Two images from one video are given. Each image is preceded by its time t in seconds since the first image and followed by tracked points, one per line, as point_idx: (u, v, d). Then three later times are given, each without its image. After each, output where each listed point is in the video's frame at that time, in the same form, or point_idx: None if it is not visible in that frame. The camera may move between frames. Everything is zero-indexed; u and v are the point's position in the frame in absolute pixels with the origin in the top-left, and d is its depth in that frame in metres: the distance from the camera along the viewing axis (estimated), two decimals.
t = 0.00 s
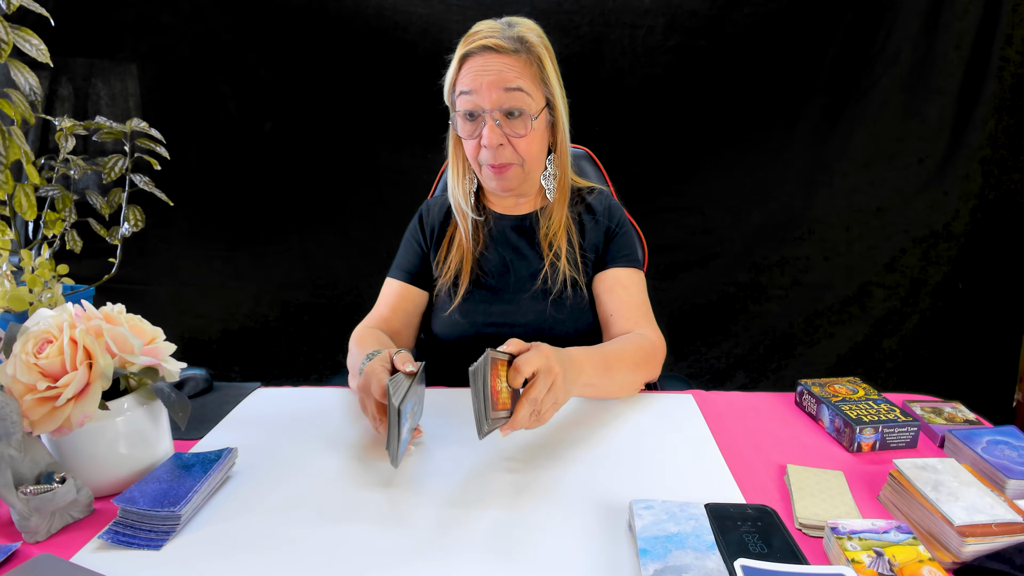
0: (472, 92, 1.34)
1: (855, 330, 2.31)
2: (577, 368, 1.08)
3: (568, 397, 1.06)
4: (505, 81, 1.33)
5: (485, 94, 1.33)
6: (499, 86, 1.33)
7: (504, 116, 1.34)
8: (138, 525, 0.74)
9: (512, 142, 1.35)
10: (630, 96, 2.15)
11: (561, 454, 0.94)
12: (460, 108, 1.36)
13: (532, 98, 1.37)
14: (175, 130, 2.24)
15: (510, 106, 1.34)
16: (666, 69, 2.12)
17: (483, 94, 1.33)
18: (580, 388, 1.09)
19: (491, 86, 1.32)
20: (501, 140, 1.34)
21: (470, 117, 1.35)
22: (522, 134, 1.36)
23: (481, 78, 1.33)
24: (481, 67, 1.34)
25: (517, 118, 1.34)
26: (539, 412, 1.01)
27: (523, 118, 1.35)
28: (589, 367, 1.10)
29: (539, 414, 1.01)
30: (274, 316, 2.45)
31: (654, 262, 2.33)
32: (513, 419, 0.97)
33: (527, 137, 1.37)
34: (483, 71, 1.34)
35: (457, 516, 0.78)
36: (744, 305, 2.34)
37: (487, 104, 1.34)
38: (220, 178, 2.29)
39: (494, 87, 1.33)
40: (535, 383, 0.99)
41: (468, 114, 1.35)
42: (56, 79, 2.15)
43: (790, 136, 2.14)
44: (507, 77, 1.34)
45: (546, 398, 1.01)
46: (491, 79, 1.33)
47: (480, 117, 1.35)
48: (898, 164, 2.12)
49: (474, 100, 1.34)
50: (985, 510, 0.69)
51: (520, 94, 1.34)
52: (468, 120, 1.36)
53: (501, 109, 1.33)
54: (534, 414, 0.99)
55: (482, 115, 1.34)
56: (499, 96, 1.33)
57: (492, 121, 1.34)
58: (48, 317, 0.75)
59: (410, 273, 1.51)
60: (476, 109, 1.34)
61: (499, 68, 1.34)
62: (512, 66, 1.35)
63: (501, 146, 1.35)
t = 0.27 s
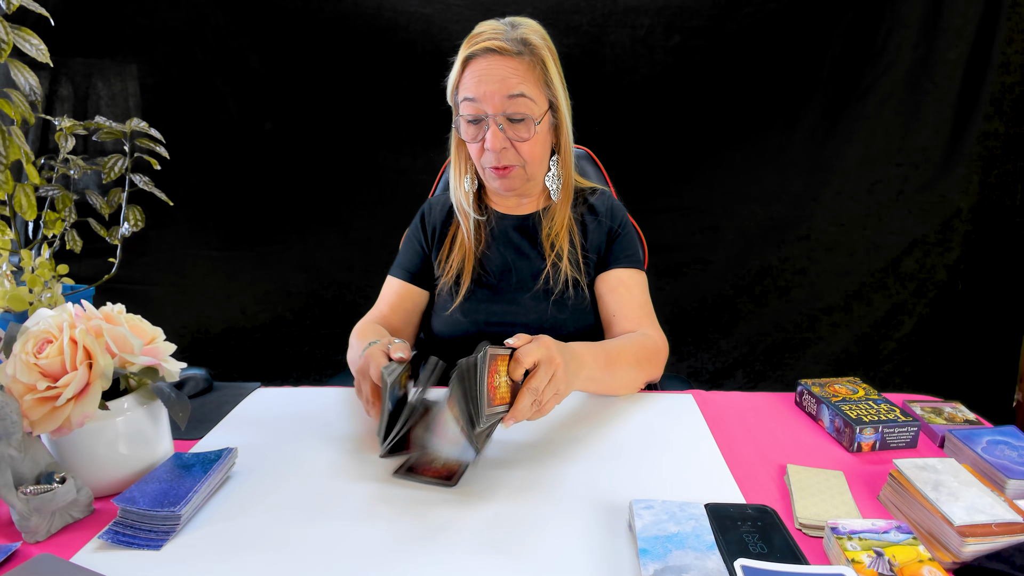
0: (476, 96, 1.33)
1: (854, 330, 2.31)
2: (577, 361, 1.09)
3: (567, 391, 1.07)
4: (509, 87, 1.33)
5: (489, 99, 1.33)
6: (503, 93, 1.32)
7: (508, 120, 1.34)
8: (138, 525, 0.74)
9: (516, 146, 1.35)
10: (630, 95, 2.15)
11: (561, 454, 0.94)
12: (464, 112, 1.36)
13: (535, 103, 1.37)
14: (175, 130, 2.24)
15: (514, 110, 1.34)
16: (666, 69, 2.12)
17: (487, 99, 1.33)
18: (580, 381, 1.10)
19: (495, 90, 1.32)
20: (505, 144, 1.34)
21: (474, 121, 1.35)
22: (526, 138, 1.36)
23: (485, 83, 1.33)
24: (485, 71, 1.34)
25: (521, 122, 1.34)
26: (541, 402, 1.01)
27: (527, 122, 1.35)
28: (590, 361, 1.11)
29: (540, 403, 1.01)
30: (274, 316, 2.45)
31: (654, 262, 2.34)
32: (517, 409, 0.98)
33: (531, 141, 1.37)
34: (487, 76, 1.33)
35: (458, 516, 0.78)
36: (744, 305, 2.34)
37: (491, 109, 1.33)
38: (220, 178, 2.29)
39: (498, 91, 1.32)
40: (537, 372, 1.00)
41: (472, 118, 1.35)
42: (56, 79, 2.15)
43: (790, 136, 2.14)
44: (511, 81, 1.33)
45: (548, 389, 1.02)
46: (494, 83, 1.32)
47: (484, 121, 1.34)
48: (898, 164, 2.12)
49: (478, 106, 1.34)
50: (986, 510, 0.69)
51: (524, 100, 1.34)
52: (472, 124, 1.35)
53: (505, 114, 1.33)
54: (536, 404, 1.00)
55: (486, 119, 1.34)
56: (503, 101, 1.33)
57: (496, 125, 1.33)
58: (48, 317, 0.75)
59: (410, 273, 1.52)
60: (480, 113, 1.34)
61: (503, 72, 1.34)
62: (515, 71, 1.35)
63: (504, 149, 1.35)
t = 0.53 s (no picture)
0: (478, 95, 1.33)
1: (855, 330, 2.31)
2: (570, 359, 1.09)
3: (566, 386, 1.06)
4: (511, 86, 1.33)
5: (491, 97, 1.33)
6: (505, 91, 1.33)
7: (510, 119, 1.34)
8: (138, 525, 0.74)
9: (517, 145, 1.35)
10: (629, 95, 2.15)
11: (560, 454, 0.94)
12: (466, 111, 1.36)
13: (537, 102, 1.37)
14: (175, 130, 2.24)
15: (516, 109, 1.34)
16: (666, 69, 2.12)
17: (489, 98, 1.33)
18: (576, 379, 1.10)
19: (497, 89, 1.32)
20: (507, 143, 1.34)
21: (475, 121, 1.35)
22: (527, 137, 1.36)
23: (487, 82, 1.33)
24: (486, 70, 1.34)
25: (523, 121, 1.34)
26: (542, 402, 1.00)
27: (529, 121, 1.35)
28: (584, 357, 1.12)
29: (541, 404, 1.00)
30: (274, 316, 2.45)
31: (654, 262, 2.34)
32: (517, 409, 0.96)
33: (533, 140, 1.37)
34: (488, 75, 1.33)
35: (458, 517, 0.78)
36: (744, 305, 2.34)
37: (492, 108, 1.33)
38: (220, 179, 2.29)
39: (499, 91, 1.33)
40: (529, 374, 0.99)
41: (474, 117, 1.35)
42: (56, 79, 2.15)
43: (790, 136, 2.14)
44: (513, 80, 1.34)
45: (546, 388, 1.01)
46: (496, 82, 1.33)
47: (486, 121, 1.34)
48: (898, 164, 2.12)
49: (480, 105, 1.34)
50: (985, 510, 0.69)
51: (526, 99, 1.35)
52: (473, 123, 1.35)
53: (507, 113, 1.33)
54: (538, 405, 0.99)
55: (488, 118, 1.34)
56: (504, 100, 1.33)
57: (497, 124, 1.33)
58: (48, 317, 0.75)
59: (411, 271, 1.53)
60: (481, 112, 1.34)
61: (505, 71, 1.34)
62: (517, 70, 1.35)
63: (506, 148, 1.35)
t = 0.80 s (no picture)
0: (478, 92, 1.33)
1: (855, 330, 2.30)
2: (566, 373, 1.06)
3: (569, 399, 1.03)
4: (512, 82, 1.34)
5: (492, 95, 1.33)
6: (505, 88, 1.33)
7: (511, 117, 1.34)
8: (138, 525, 0.74)
9: (517, 143, 1.35)
10: (629, 96, 2.15)
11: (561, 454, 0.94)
12: (466, 108, 1.36)
13: (537, 99, 1.37)
14: (175, 130, 2.24)
15: (516, 107, 1.34)
16: (666, 69, 2.12)
17: (489, 95, 1.33)
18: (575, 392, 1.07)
19: (498, 86, 1.32)
20: (507, 140, 1.34)
21: (476, 118, 1.35)
22: (528, 135, 1.36)
23: (487, 79, 1.33)
24: (487, 67, 1.34)
25: (523, 119, 1.34)
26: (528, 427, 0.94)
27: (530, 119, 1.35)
28: (580, 366, 1.10)
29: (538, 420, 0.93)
30: (274, 316, 2.45)
31: (654, 262, 2.33)
32: (519, 416, 0.96)
33: (533, 138, 1.37)
34: (489, 72, 1.33)
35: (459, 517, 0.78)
36: (744, 305, 2.34)
37: (493, 105, 1.33)
38: (220, 179, 2.29)
39: (500, 88, 1.33)
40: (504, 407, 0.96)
41: (474, 114, 1.35)
42: (56, 79, 2.15)
43: (790, 136, 2.14)
44: (513, 78, 1.34)
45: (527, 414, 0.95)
46: (497, 79, 1.33)
47: (486, 118, 1.34)
48: (898, 164, 2.12)
49: (480, 102, 1.34)
50: (985, 510, 0.69)
51: (526, 96, 1.35)
52: (474, 120, 1.35)
53: (507, 110, 1.33)
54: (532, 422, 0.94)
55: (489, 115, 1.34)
56: (505, 97, 1.33)
57: (497, 121, 1.33)
58: (48, 317, 0.75)
59: (413, 268, 1.53)
60: (482, 110, 1.34)
61: (506, 69, 1.34)
62: (518, 67, 1.35)
63: (506, 146, 1.35)
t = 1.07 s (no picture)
0: (482, 90, 1.33)
1: (855, 330, 2.30)
2: (524, 390, 1.06)
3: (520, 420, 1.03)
4: (515, 80, 1.34)
5: (495, 92, 1.33)
6: (509, 85, 1.33)
7: (514, 115, 1.34)
8: (138, 525, 0.74)
9: (520, 140, 1.35)
10: (630, 95, 2.15)
11: (560, 454, 0.94)
12: (469, 106, 1.36)
13: (540, 97, 1.37)
14: (175, 130, 2.24)
15: (520, 105, 1.34)
16: (666, 69, 2.12)
17: (493, 93, 1.33)
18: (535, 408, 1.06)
19: (502, 83, 1.32)
20: (510, 138, 1.34)
21: (479, 116, 1.35)
22: (531, 133, 1.36)
23: (491, 77, 1.33)
24: (491, 65, 1.34)
25: (527, 117, 1.34)
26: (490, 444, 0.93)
27: (533, 117, 1.36)
28: (539, 384, 1.08)
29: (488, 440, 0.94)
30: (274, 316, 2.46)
31: (654, 262, 2.33)
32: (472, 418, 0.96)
33: (537, 136, 1.37)
34: (493, 70, 1.34)
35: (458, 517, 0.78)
36: (744, 305, 2.34)
37: (497, 102, 1.33)
38: (221, 179, 2.29)
39: (503, 86, 1.33)
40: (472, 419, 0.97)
41: (478, 112, 1.35)
42: (56, 79, 2.15)
43: (790, 136, 2.14)
44: (517, 76, 1.34)
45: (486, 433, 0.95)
46: (500, 77, 1.33)
47: (490, 116, 1.34)
48: (898, 164, 2.12)
49: (484, 99, 1.34)
50: (985, 510, 0.69)
51: (529, 93, 1.35)
52: (477, 118, 1.35)
53: (510, 108, 1.33)
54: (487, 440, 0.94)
55: (492, 113, 1.34)
56: (508, 95, 1.33)
57: (501, 119, 1.33)
58: (48, 317, 0.75)
59: (416, 263, 1.52)
60: (486, 107, 1.34)
61: (510, 67, 1.34)
62: (521, 65, 1.36)
63: (510, 144, 1.34)
